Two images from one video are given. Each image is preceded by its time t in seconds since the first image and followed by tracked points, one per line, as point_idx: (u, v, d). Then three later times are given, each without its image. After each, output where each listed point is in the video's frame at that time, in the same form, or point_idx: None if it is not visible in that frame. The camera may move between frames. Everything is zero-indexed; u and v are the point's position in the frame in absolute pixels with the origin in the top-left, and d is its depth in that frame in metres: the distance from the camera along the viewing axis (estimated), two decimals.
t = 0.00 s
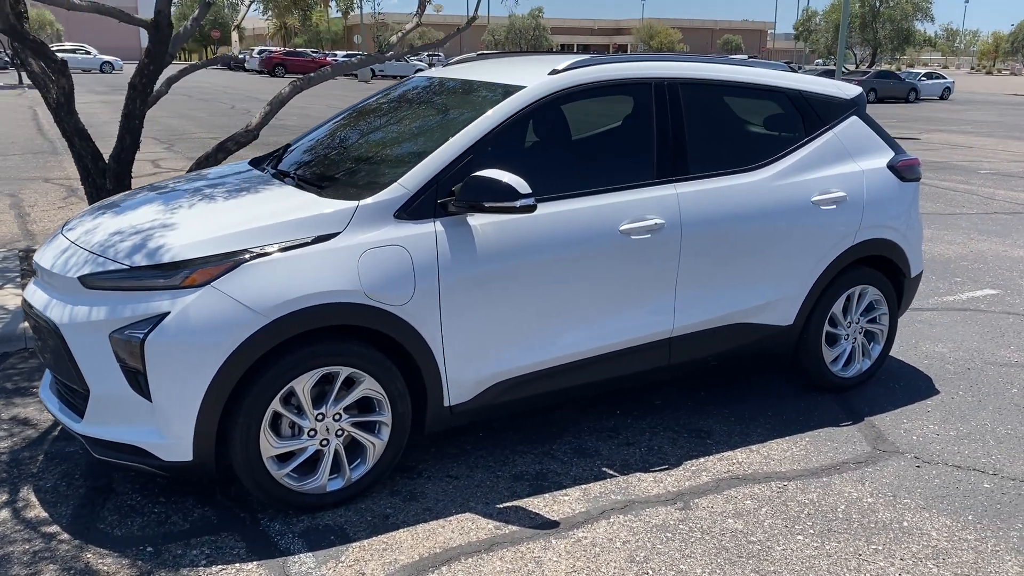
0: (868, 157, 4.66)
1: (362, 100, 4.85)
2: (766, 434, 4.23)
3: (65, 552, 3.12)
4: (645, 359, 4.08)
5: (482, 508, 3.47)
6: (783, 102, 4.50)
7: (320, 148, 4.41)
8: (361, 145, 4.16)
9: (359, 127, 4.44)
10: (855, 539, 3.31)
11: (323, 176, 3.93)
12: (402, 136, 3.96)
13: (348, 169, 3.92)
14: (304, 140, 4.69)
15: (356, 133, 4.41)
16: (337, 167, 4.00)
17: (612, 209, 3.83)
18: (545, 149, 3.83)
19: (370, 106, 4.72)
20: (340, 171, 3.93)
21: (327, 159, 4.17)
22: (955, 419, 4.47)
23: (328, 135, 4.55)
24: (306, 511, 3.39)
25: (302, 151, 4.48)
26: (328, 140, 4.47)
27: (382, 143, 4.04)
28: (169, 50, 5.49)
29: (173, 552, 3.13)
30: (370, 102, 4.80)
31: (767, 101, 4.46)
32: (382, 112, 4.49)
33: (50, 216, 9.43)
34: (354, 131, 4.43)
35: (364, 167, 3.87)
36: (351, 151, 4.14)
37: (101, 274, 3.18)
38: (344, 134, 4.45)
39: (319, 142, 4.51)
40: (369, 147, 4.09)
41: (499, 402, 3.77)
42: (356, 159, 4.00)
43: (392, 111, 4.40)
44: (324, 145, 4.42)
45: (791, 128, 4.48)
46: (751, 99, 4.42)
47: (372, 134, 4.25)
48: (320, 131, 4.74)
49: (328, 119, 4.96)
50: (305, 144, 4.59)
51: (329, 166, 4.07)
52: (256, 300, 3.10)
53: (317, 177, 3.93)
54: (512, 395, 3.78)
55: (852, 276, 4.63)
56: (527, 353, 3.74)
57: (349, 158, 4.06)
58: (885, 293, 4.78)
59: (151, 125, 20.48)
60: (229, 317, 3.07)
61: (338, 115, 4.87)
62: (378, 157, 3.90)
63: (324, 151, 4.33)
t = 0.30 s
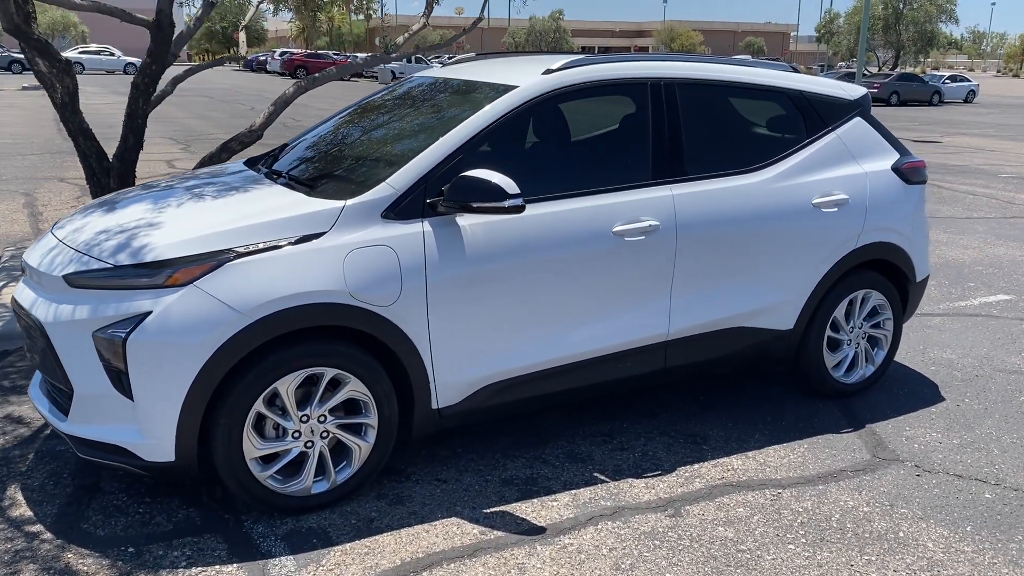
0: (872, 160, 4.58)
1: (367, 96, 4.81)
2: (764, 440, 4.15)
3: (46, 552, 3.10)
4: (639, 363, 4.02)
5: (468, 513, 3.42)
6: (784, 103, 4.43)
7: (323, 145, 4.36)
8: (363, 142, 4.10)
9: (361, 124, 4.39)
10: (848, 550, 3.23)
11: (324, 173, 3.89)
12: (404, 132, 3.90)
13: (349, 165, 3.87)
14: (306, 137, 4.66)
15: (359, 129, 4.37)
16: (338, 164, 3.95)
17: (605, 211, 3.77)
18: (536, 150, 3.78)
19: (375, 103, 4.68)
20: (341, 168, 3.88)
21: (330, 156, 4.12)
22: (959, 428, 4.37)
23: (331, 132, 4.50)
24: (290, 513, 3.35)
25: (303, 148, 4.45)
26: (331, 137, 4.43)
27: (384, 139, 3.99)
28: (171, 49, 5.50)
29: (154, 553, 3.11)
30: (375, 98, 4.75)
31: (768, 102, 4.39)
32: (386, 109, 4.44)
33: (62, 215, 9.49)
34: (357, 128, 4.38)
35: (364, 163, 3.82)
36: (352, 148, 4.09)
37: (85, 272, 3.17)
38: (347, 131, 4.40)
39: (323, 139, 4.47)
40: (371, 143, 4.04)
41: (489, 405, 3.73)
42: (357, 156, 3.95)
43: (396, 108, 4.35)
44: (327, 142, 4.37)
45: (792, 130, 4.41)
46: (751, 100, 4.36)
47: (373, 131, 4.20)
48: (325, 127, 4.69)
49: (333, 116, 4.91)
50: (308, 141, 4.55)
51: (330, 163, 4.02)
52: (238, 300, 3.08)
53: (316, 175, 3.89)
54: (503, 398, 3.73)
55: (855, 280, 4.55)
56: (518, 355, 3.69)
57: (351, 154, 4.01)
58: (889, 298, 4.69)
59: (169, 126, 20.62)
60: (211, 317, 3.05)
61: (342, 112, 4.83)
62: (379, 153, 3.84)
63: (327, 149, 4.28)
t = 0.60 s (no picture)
0: (875, 163, 4.48)
1: (371, 93, 4.75)
2: (760, 449, 4.07)
3: (24, 554, 3.08)
4: (632, 369, 3.95)
5: (452, 520, 3.37)
6: (785, 106, 4.35)
7: (324, 143, 4.32)
8: (363, 140, 4.05)
9: (363, 122, 4.34)
10: (839, 564, 3.15)
11: (322, 173, 3.84)
12: (404, 129, 3.83)
13: (349, 163, 3.81)
14: (307, 135, 4.62)
15: (361, 127, 4.31)
16: (338, 163, 3.90)
17: (596, 214, 3.71)
18: (527, 153, 3.73)
19: (379, 100, 4.62)
20: (339, 167, 3.83)
21: (330, 154, 4.07)
22: (963, 438, 4.26)
23: (333, 129, 4.45)
24: (271, 518, 3.32)
25: (303, 146, 4.41)
26: (333, 135, 4.38)
27: (384, 137, 3.93)
28: (172, 50, 5.50)
29: (131, 557, 3.08)
30: (379, 95, 4.69)
31: (766, 104, 4.31)
32: (388, 107, 4.39)
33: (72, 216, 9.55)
34: (358, 126, 4.33)
35: (361, 162, 3.76)
36: (350, 147, 4.05)
37: (66, 273, 3.14)
38: (348, 128, 4.35)
39: (325, 136, 4.42)
40: (371, 141, 3.98)
41: (477, 411, 3.67)
42: (354, 156, 3.90)
43: (398, 105, 4.29)
44: (327, 140, 4.33)
45: (792, 132, 4.32)
46: (750, 102, 4.28)
47: (372, 130, 4.15)
48: (329, 123, 4.64)
49: (337, 113, 4.86)
50: (309, 139, 4.51)
51: (330, 162, 3.97)
52: (218, 303, 3.05)
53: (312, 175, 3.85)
54: (491, 403, 3.68)
55: (857, 286, 4.45)
56: (506, 360, 3.64)
57: (352, 153, 3.96)
58: (892, 305, 4.59)
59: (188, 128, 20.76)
60: (188, 319, 3.02)
61: (344, 109, 4.78)
62: (378, 152, 3.78)
63: (328, 147, 4.23)
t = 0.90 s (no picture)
0: (880, 170, 4.41)
1: (380, 94, 4.73)
2: (758, 459, 4.01)
3: (11, 557, 3.09)
4: (628, 377, 3.91)
5: (440, 529, 3.34)
6: (787, 111, 4.28)
7: (330, 143, 4.31)
8: (367, 142, 4.03)
9: (369, 123, 4.32)
10: None
11: (323, 175, 3.83)
12: (407, 130, 3.80)
13: (351, 165, 3.79)
14: (311, 136, 4.61)
15: (366, 128, 4.30)
16: (341, 164, 3.88)
17: (590, 221, 3.68)
18: (521, 159, 3.70)
19: (388, 100, 4.60)
20: (340, 169, 3.81)
21: (332, 155, 4.05)
22: (967, 450, 4.18)
23: (340, 130, 4.44)
24: (258, 523, 3.31)
25: (308, 147, 4.40)
26: (340, 135, 4.36)
27: (388, 138, 3.91)
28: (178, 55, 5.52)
29: (117, 561, 3.08)
30: (386, 96, 4.67)
31: (768, 109, 4.25)
32: (394, 108, 4.36)
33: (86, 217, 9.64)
34: (364, 127, 4.31)
35: (361, 164, 3.74)
36: (350, 150, 4.03)
37: (56, 277, 3.15)
38: (354, 129, 4.34)
39: (332, 136, 4.41)
40: (375, 143, 3.95)
41: (468, 418, 3.64)
42: (353, 159, 3.89)
43: (404, 107, 4.26)
44: (333, 141, 4.31)
45: (794, 138, 4.26)
46: (751, 107, 4.22)
47: (373, 133, 4.13)
48: (337, 123, 4.63)
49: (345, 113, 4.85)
50: (316, 138, 4.50)
51: (332, 163, 3.96)
52: (204, 308, 3.04)
53: (309, 179, 3.84)
54: (483, 411, 3.65)
55: (860, 294, 4.38)
56: (498, 367, 3.61)
57: (356, 154, 3.95)
58: (897, 313, 4.52)
59: (208, 130, 20.91)
60: (175, 324, 3.02)
61: (348, 111, 4.76)
62: (381, 153, 3.75)
63: (335, 147, 4.22)
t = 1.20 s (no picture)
0: (880, 174, 4.35)
1: (386, 93, 4.73)
2: (750, 467, 3.97)
3: None
4: (618, 383, 3.88)
5: (423, 533, 3.33)
6: (784, 115, 4.24)
7: (333, 142, 4.31)
8: (368, 141, 4.03)
9: (372, 122, 4.32)
10: None
11: (321, 175, 3.84)
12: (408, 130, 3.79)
13: (351, 165, 3.79)
14: (313, 137, 4.62)
15: (368, 128, 4.30)
16: (341, 164, 3.89)
17: (579, 225, 3.66)
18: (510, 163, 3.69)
19: (394, 99, 4.59)
20: (341, 169, 3.81)
21: (333, 155, 4.06)
22: (966, 460, 4.11)
23: (345, 128, 4.44)
24: (242, 525, 3.32)
25: (310, 147, 4.41)
26: (344, 133, 4.37)
27: (389, 137, 3.89)
28: (182, 58, 5.56)
29: (99, 561, 3.10)
30: (392, 96, 4.67)
31: (765, 113, 4.21)
32: (396, 109, 4.36)
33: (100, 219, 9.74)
34: (365, 128, 4.31)
35: (359, 164, 3.74)
36: (345, 152, 4.04)
37: (42, 278, 3.18)
38: (359, 127, 4.33)
39: (336, 135, 4.41)
40: (376, 142, 3.95)
41: (455, 422, 3.63)
42: (348, 160, 3.89)
43: (409, 106, 4.26)
44: (335, 141, 4.32)
45: (790, 142, 4.21)
46: (748, 111, 4.18)
47: (370, 134, 4.13)
48: (342, 122, 4.63)
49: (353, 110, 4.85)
50: (321, 137, 4.50)
51: (331, 164, 3.96)
52: (187, 311, 3.06)
53: (302, 181, 3.85)
54: (469, 415, 3.63)
55: (858, 301, 4.33)
56: (484, 371, 3.59)
57: (356, 153, 3.94)
58: (898, 320, 4.45)
59: (229, 133, 21.08)
60: (158, 326, 3.03)
61: (350, 111, 4.77)
62: (383, 151, 3.74)
63: (338, 146, 4.22)
